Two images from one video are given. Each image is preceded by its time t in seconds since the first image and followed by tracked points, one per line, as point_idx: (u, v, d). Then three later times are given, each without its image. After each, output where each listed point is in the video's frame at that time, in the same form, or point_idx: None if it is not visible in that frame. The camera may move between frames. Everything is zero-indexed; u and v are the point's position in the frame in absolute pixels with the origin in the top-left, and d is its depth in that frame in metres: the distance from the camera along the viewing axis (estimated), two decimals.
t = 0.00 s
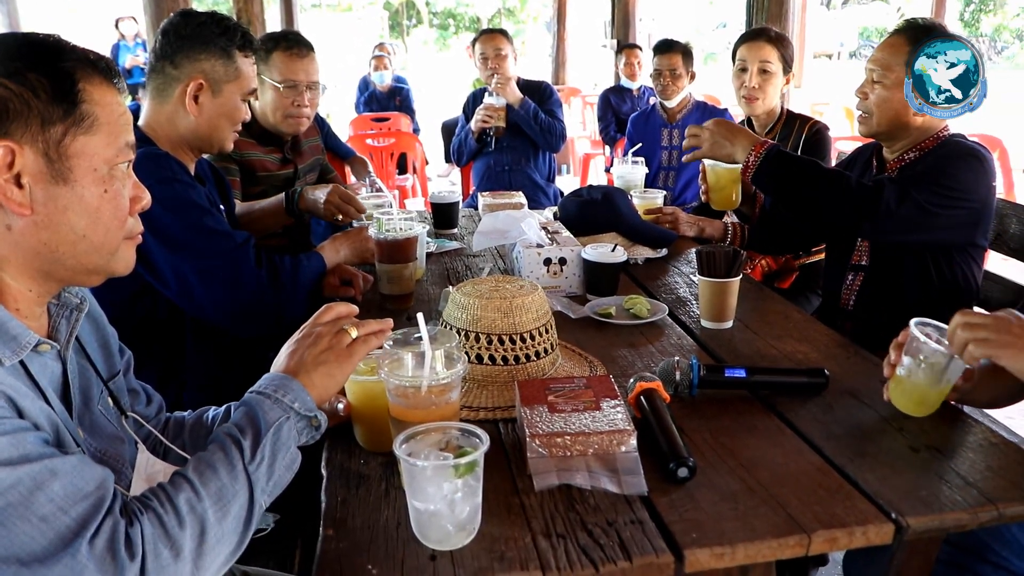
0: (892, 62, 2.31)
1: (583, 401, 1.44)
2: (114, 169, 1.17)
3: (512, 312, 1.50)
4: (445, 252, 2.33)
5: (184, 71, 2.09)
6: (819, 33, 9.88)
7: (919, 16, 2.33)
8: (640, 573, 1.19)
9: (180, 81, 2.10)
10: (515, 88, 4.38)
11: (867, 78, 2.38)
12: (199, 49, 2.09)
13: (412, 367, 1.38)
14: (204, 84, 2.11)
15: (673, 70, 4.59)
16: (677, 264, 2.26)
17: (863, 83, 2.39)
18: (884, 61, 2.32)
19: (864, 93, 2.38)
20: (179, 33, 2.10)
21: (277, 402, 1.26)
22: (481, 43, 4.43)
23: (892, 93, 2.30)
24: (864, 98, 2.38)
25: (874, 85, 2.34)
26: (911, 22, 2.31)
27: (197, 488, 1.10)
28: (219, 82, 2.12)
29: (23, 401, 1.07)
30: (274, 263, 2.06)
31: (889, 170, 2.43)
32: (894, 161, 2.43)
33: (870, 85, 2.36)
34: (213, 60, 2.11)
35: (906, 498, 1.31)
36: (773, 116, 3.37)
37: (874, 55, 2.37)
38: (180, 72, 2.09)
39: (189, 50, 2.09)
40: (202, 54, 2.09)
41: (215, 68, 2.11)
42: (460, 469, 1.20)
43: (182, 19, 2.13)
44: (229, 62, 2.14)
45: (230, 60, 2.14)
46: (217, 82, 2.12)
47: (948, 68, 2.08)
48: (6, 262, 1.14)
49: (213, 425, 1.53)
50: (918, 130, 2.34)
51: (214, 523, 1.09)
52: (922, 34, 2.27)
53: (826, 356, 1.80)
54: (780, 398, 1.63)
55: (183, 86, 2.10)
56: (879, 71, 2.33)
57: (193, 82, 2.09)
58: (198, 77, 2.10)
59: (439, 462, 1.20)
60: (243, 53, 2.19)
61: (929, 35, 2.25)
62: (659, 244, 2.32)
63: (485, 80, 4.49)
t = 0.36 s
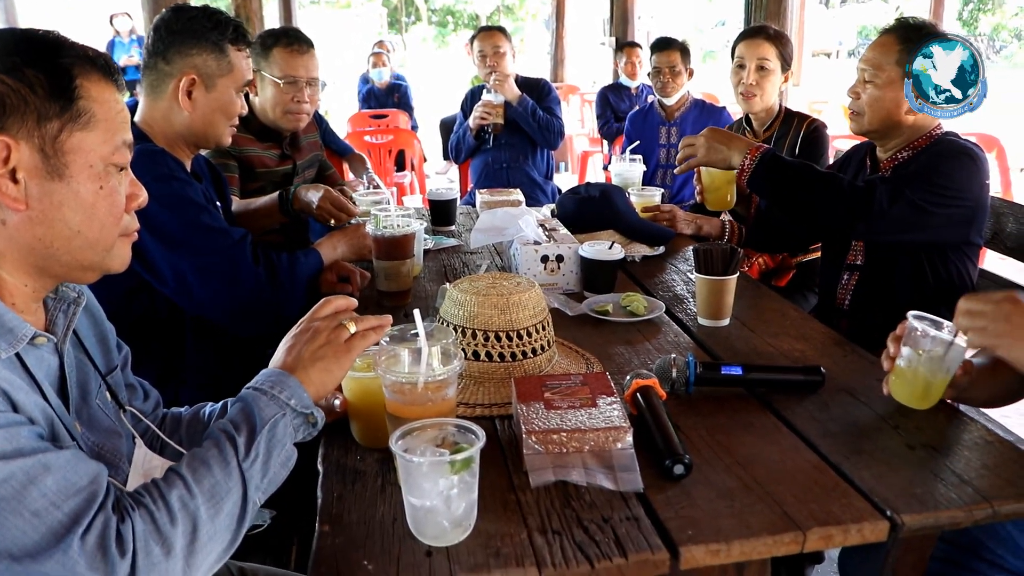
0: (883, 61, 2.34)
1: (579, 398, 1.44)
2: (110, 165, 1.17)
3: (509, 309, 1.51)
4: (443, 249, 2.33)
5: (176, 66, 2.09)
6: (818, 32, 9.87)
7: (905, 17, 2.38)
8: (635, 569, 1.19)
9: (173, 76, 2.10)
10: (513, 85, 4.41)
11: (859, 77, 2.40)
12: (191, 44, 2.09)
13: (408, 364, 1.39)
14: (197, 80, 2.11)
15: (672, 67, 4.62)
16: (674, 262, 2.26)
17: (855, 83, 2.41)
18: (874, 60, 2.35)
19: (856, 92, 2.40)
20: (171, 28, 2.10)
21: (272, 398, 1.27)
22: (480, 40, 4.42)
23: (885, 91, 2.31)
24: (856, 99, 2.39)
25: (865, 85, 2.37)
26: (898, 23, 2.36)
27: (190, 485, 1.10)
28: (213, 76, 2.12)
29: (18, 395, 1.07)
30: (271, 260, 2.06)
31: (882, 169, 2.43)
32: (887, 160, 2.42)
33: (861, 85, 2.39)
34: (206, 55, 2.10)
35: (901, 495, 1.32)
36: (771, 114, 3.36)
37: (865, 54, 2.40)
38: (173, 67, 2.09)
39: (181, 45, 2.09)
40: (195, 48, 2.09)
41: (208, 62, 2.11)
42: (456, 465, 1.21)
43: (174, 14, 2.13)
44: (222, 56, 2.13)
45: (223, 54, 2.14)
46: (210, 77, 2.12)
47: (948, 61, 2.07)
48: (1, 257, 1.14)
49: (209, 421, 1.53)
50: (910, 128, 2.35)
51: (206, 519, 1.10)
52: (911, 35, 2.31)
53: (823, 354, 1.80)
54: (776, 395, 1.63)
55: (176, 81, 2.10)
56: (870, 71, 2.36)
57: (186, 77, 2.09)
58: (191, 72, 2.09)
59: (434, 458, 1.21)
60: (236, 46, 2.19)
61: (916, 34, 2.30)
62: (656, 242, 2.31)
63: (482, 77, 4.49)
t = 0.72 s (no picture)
0: (869, 63, 2.34)
1: (574, 399, 1.45)
2: (105, 169, 1.17)
3: (504, 311, 1.51)
4: (438, 252, 2.33)
5: (165, 69, 2.09)
6: (814, 33, 9.86)
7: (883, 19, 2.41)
8: (631, 570, 1.20)
9: (162, 79, 2.10)
10: (508, 87, 4.42)
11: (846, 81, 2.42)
12: (179, 46, 2.09)
13: (404, 367, 1.39)
14: (187, 82, 2.11)
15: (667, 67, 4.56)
16: (669, 263, 2.26)
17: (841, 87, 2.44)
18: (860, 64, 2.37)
19: (843, 96, 2.43)
20: (159, 31, 2.11)
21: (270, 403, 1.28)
22: (475, 43, 4.41)
23: (872, 94, 2.34)
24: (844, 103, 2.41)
25: (853, 88, 2.39)
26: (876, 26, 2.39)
27: (190, 486, 1.11)
28: (202, 78, 2.12)
29: (14, 398, 1.07)
30: (267, 263, 2.07)
31: (871, 173, 2.45)
32: (875, 163, 2.46)
33: (848, 89, 2.40)
34: (194, 57, 2.10)
35: (895, 495, 1.32)
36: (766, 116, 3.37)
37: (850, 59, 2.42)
38: (162, 70, 2.09)
39: (170, 48, 2.09)
40: (183, 50, 2.09)
41: (196, 65, 2.11)
42: (452, 467, 1.21)
43: (162, 17, 2.14)
44: (211, 58, 2.14)
45: (212, 55, 2.14)
46: (199, 79, 2.12)
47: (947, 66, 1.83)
48: None
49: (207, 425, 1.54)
50: (897, 132, 2.38)
51: (206, 521, 1.10)
52: (895, 37, 2.33)
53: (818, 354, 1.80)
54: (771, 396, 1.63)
55: (166, 84, 2.10)
56: (856, 74, 2.37)
57: (175, 80, 2.10)
58: (179, 75, 2.10)
59: (430, 460, 1.21)
60: (226, 47, 2.19)
61: (897, 34, 2.33)
62: (652, 243, 2.31)
63: (477, 80, 4.48)
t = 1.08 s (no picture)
0: (828, 68, 2.39)
1: (536, 404, 1.45)
2: (66, 179, 1.15)
3: (467, 316, 1.52)
4: (401, 258, 2.31)
5: (111, 74, 2.08)
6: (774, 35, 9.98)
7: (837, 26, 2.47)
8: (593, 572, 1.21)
9: (108, 84, 2.09)
10: (470, 91, 4.42)
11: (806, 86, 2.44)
12: (126, 51, 2.08)
13: (366, 374, 1.39)
14: (131, 88, 2.09)
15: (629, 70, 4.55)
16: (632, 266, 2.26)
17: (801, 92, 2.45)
18: (818, 68, 2.41)
19: (802, 102, 2.44)
20: (110, 35, 2.11)
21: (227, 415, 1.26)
22: (436, 46, 4.31)
23: (830, 99, 2.36)
24: (802, 106, 2.44)
25: (810, 92, 2.42)
26: (831, 32, 2.44)
27: (142, 506, 1.10)
28: (148, 85, 2.09)
29: None
30: (228, 269, 2.05)
31: (831, 178, 2.43)
32: (835, 169, 2.43)
33: (806, 94, 2.44)
34: (140, 63, 2.08)
35: (853, 492, 1.35)
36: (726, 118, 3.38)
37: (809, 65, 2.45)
38: (109, 75, 2.08)
39: (117, 52, 2.08)
40: (128, 56, 2.07)
41: (141, 71, 2.08)
42: (414, 474, 1.21)
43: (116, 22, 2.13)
44: (158, 65, 2.10)
45: (160, 63, 2.10)
46: (145, 86, 2.09)
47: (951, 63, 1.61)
48: None
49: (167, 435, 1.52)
50: (853, 136, 2.39)
51: (158, 542, 1.10)
52: (856, 44, 2.38)
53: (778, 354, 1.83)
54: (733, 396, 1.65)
55: (110, 89, 2.08)
56: (817, 79, 2.40)
57: (119, 85, 2.08)
58: (124, 80, 2.08)
59: (392, 467, 1.21)
60: (177, 56, 2.14)
61: (851, 39, 2.39)
62: (615, 247, 2.31)
63: (440, 83, 4.43)
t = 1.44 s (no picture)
0: (761, 96, 2.43)
1: (460, 429, 1.45)
2: None
3: (390, 342, 1.51)
4: (327, 283, 2.28)
5: (18, 101, 2.02)
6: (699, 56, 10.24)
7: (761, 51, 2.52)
8: None
9: (15, 111, 2.03)
10: (399, 114, 4.43)
11: (738, 114, 2.46)
12: (32, 77, 2.02)
13: (285, 403, 1.36)
14: (40, 115, 2.03)
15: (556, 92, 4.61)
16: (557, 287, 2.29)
17: (731, 121, 2.47)
18: (750, 94, 2.44)
19: (734, 129, 2.45)
20: (14, 60, 2.04)
21: (144, 442, 1.26)
22: (364, 70, 4.34)
23: (767, 126, 2.40)
24: (733, 133, 2.45)
25: (740, 120, 2.44)
26: (761, 59, 2.48)
27: (55, 542, 1.13)
28: (59, 112, 2.04)
29: None
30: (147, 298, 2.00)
31: (753, 203, 2.49)
32: (756, 193, 2.50)
33: (734, 120, 2.46)
34: (49, 89, 2.02)
35: (775, 509, 1.39)
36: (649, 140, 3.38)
37: (738, 91, 2.49)
38: (15, 101, 2.02)
39: (23, 79, 2.02)
40: (36, 82, 2.02)
41: (51, 97, 2.03)
42: (335, 504, 1.20)
43: (20, 47, 2.06)
44: (69, 91, 2.05)
45: (71, 89, 2.05)
46: (55, 113, 2.04)
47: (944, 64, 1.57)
48: None
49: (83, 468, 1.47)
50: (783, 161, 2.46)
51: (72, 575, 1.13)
52: (788, 73, 2.44)
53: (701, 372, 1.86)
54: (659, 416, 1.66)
55: (17, 116, 2.02)
56: (751, 107, 2.42)
57: (27, 112, 2.02)
58: (32, 107, 2.02)
59: (313, 498, 1.20)
60: (88, 81, 2.09)
61: (783, 67, 2.44)
62: (541, 268, 2.34)
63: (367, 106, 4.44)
